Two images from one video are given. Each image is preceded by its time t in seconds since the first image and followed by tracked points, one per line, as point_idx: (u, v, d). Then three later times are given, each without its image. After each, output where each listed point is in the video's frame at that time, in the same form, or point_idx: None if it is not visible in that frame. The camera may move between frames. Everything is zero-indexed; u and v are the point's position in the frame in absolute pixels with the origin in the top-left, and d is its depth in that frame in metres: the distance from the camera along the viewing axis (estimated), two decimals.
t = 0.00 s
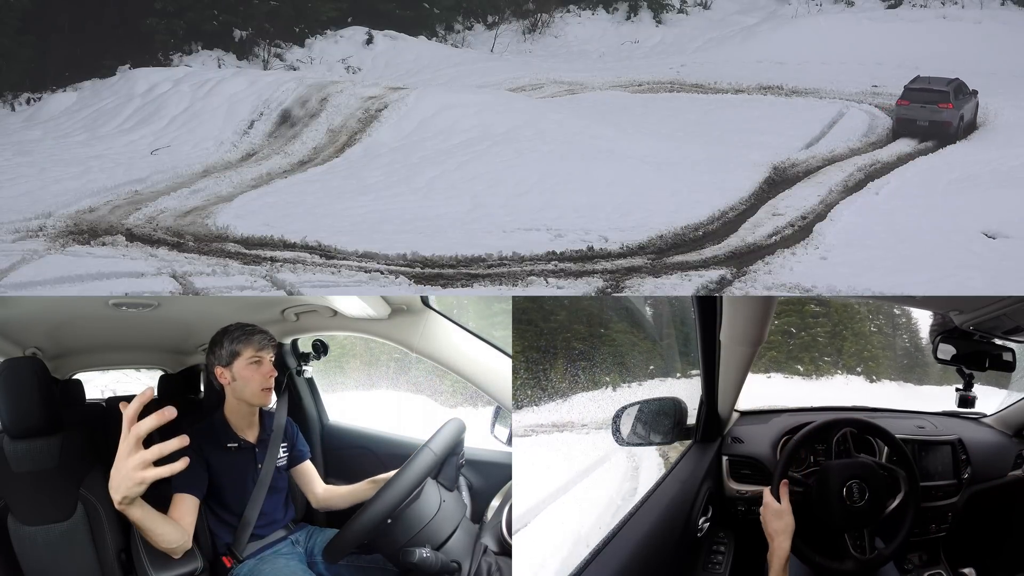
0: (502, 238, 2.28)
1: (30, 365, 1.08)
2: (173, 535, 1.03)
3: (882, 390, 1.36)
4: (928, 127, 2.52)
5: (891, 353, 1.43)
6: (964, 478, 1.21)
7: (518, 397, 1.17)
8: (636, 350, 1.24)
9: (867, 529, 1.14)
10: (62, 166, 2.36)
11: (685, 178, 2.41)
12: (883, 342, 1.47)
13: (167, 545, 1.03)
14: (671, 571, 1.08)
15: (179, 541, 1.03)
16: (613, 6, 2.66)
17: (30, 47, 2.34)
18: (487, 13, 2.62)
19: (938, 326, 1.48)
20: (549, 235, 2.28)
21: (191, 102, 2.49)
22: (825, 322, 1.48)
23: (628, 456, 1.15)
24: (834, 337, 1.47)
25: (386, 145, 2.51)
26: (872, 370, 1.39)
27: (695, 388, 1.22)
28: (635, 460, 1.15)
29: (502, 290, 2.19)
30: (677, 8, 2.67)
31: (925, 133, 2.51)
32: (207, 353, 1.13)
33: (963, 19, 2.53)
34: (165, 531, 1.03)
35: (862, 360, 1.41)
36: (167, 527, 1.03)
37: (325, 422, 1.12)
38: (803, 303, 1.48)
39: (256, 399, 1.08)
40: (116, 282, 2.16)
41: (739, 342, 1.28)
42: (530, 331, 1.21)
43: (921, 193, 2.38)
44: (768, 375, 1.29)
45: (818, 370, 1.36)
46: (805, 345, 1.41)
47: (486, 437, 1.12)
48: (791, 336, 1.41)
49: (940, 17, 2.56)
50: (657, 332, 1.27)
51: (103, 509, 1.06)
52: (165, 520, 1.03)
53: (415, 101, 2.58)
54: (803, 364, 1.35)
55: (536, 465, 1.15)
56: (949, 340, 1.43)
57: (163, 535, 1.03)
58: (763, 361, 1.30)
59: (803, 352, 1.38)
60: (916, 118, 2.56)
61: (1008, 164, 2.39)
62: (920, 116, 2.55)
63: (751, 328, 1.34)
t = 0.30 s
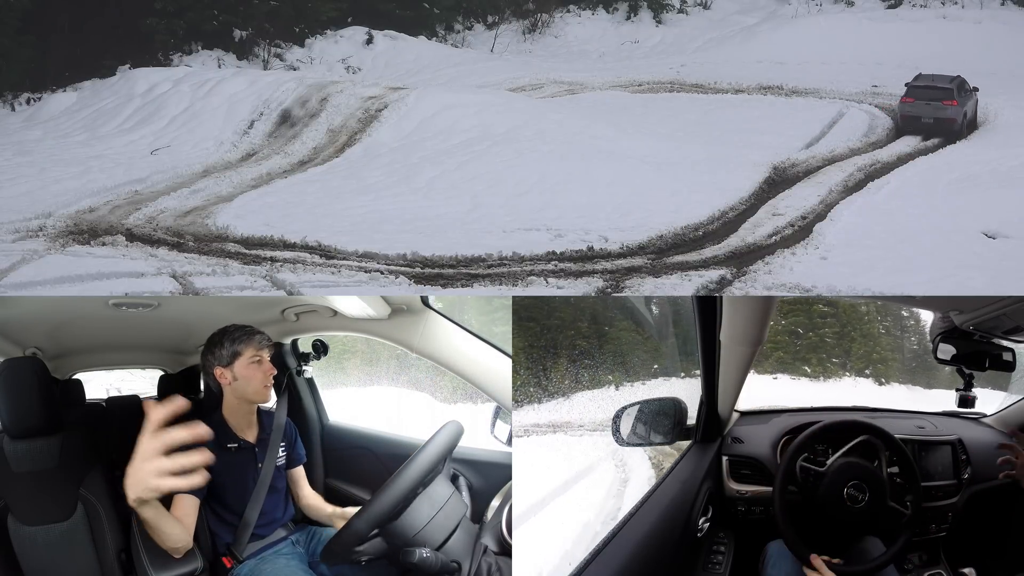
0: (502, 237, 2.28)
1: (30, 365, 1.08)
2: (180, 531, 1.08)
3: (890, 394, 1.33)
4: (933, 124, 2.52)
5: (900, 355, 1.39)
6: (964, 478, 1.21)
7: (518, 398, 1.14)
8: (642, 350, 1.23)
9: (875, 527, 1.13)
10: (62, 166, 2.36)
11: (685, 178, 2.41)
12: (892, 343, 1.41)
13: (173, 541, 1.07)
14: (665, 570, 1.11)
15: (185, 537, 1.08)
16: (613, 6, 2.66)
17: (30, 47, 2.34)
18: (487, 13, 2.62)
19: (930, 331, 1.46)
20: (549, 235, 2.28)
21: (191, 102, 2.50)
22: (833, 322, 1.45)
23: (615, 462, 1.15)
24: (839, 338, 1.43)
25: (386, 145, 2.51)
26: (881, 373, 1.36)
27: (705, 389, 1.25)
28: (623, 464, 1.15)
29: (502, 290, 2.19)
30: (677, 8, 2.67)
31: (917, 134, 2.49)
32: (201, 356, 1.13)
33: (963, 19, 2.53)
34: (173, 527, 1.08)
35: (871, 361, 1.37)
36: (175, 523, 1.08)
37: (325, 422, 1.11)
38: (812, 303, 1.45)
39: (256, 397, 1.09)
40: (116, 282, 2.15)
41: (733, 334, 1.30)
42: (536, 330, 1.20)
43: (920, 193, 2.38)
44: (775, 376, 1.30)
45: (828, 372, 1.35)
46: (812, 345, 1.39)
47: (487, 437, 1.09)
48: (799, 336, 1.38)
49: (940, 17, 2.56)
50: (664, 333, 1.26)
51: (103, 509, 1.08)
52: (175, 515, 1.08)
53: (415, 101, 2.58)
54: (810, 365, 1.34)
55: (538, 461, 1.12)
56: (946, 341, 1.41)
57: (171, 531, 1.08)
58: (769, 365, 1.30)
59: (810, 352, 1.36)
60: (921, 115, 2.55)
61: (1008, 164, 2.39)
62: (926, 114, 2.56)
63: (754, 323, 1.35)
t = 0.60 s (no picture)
0: (502, 238, 2.28)
1: (30, 365, 1.07)
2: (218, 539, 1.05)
3: (908, 393, 1.28)
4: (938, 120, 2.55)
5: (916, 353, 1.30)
6: (964, 478, 1.22)
7: (517, 398, 1.08)
8: (651, 349, 1.17)
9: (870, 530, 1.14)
10: (62, 166, 2.37)
11: (685, 178, 2.41)
12: (908, 342, 1.32)
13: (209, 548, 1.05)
14: (668, 568, 1.10)
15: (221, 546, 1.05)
16: (613, 6, 2.65)
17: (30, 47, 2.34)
18: (487, 13, 2.62)
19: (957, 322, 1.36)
20: (549, 235, 2.28)
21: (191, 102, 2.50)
22: (848, 318, 1.34)
23: (607, 463, 1.10)
24: (856, 335, 1.34)
25: (386, 145, 2.52)
26: (898, 373, 1.29)
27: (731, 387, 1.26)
28: (613, 467, 1.10)
29: (502, 290, 2.18)
30: (677, 8, 2.67)
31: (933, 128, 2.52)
32: (214, 353, 1.11)
33: (963, 19, 2.52)
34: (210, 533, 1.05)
35: (887, 360, 1.29)
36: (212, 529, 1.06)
37: (325, 422, 1.10)
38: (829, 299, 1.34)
39: (264, 395, 1.08)
40: (116, 282, 2.15)
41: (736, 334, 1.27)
42: (545, 330, 1.08)
43: (920, 194, 2.38)
44: (788, 374, 1.29)
45: (842, 371, 1.29)
46: (827, 343, 1.32)
47: (486, 436, 1.07)
48: (811, 334, 1.31)
49: (940, 17, 2.56)
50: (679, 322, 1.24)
51: (103, 508, 1.09)
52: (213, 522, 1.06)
53: (415, 101, 2.58)
54: (824, 363, 1.29)
55: (543, 459, 1.06)
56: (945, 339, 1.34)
57: (207, 538, 1.05)
58: (782, 359, 1.29)
59: (823, 350, 1.31)
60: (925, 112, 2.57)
61: (1007, 164, 2.40)
62: (937, 111, 2.58)
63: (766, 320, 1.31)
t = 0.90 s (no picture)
0: (502, 238, 2.28)
1: (30, 365, 1.07)
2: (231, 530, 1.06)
3: (926, 397, 1.27)
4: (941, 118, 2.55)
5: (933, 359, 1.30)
6: (964, 478, 1.20)
7: (517, 394, 1.08)
8: (668, 344, 1.23)
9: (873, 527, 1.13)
10: (62, 166, 2.37)
11: (686, 178, 2.41)
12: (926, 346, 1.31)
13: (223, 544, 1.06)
14: (667, 567, 1.08)
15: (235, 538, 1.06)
16: (613, 6, 2.65)
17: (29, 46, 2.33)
18: (487, 13, 2.62)
19: (957, 322, 1.37)
20: (549, 235, 2.28)
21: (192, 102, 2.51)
22: (868, 319, 1.32)
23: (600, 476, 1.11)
24: (874, 337, 1.31)
25: (386, 145, 2.52)
26: (915, 377, 1.28)
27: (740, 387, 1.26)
28: (609, 478, 1.11)
29: (502, 290, 2.18)
30: (677, 8, 2.67)
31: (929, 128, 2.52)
32: (204, 355, 1.10)
33: (963, 19, 2.52)
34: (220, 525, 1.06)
35: (905, 365, 1.28)
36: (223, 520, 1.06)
37: (325, 423, 1.10)
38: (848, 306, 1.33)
39: (256, 398, 1.08)
40: (116, 282, 2.14)
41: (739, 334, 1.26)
42: (560, 322, 1.13)
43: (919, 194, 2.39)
44: (804, 376, 1.28)
45: (859, 373, 1.29)
46: (844, 345, 1.32)
47: (486, 436, 1.07)
48: (828, 334, 1.31)
49: (940, 17, 2.56)
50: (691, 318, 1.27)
51: (103, 509, 1.09)
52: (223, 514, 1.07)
53: (415, 101, 2.58)
54: (841, 364, 1.29)
55: (543, 459, 1.07)
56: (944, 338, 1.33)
57: (217, 529, 1.06)
58: (799, 361, 1.29)
59: (840, 351, 1.30)
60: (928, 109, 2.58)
61: (1007, 164, 2.39)
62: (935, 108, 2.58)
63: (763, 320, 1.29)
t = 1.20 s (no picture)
0: (502, 238, 2.28)
1: (30, 364, 1.07)
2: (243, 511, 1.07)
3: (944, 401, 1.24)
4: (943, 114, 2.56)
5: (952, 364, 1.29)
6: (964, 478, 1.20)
7: (517, 393, 1.10)
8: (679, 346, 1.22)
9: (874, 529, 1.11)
10: (62, 166, 2.37)
11: (686, 177, 2.40)
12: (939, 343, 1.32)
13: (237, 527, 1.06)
14: (665, 569, 1.07)
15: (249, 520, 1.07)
16: (613, 6, 2.65)
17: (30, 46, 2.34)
18: (487, 13, 2.62)
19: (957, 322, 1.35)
20: (549, 235, 2.28)
21: (191, 102, 2.50)
22: (888, 319, 1.32)
23: (596, 488, 1.11)
24: (894, 338, 1.31)
25: (386, 145, 2.52)
26: (936, 381, 1.26)
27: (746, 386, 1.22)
28: (602, 494, 1.10)
29: (502, 290, 2.18)
30: (677, 9, 2.67)
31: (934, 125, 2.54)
32: (207, 353, 1.10)
33: (963, 19, 2.52)
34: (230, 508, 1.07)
35: (926, 367, 1.27)
36: (232, 503, 1.07)
37: (325, 423, 1.10)
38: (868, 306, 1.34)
39: (260, 396, 1.08)
40: (116, 281, 2.15)
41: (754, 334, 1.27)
42: (573, 321, 1.16)
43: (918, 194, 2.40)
44: (821, 377, 1.26)
45: (879, 375, 1.27)
46: (863, 345, 1.32)
47: (486, 435, 1.09)
48: (846, 334, 1.32)
49: (940, 16, 2.55)
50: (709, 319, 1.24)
51: (103, 509, 1.09)
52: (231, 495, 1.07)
53: (415, 101, 2.58)
54: (861, 367, 1.28)
55: (543, 459, 1.09)
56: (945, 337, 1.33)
57: (226, 513, 1.06)
58: (817, 361, 1.27)
59: (859, 353, 1.30)
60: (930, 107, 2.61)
61: (1007, 164, 2.39)
62: (937, 105, 2.60)
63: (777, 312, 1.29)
